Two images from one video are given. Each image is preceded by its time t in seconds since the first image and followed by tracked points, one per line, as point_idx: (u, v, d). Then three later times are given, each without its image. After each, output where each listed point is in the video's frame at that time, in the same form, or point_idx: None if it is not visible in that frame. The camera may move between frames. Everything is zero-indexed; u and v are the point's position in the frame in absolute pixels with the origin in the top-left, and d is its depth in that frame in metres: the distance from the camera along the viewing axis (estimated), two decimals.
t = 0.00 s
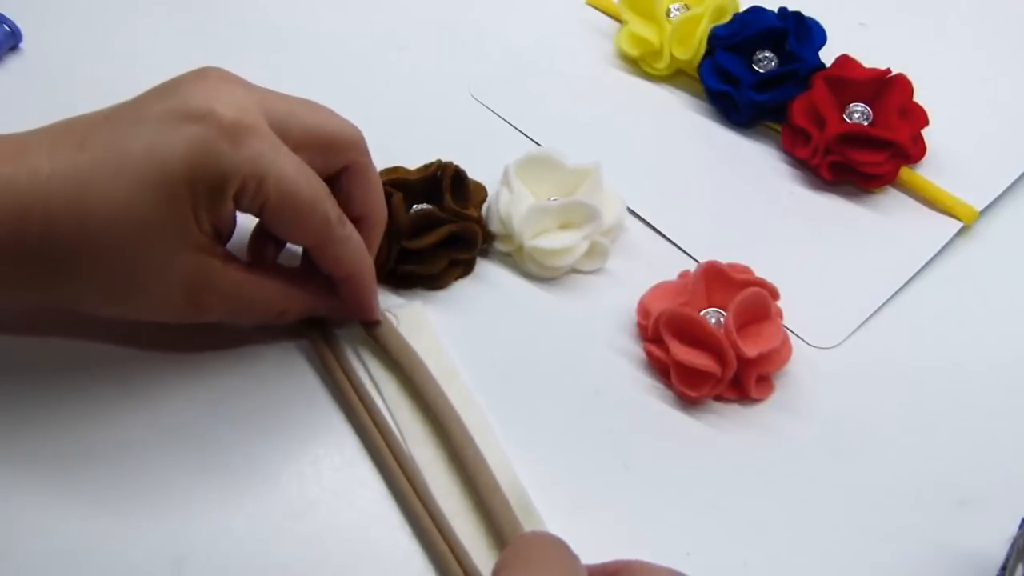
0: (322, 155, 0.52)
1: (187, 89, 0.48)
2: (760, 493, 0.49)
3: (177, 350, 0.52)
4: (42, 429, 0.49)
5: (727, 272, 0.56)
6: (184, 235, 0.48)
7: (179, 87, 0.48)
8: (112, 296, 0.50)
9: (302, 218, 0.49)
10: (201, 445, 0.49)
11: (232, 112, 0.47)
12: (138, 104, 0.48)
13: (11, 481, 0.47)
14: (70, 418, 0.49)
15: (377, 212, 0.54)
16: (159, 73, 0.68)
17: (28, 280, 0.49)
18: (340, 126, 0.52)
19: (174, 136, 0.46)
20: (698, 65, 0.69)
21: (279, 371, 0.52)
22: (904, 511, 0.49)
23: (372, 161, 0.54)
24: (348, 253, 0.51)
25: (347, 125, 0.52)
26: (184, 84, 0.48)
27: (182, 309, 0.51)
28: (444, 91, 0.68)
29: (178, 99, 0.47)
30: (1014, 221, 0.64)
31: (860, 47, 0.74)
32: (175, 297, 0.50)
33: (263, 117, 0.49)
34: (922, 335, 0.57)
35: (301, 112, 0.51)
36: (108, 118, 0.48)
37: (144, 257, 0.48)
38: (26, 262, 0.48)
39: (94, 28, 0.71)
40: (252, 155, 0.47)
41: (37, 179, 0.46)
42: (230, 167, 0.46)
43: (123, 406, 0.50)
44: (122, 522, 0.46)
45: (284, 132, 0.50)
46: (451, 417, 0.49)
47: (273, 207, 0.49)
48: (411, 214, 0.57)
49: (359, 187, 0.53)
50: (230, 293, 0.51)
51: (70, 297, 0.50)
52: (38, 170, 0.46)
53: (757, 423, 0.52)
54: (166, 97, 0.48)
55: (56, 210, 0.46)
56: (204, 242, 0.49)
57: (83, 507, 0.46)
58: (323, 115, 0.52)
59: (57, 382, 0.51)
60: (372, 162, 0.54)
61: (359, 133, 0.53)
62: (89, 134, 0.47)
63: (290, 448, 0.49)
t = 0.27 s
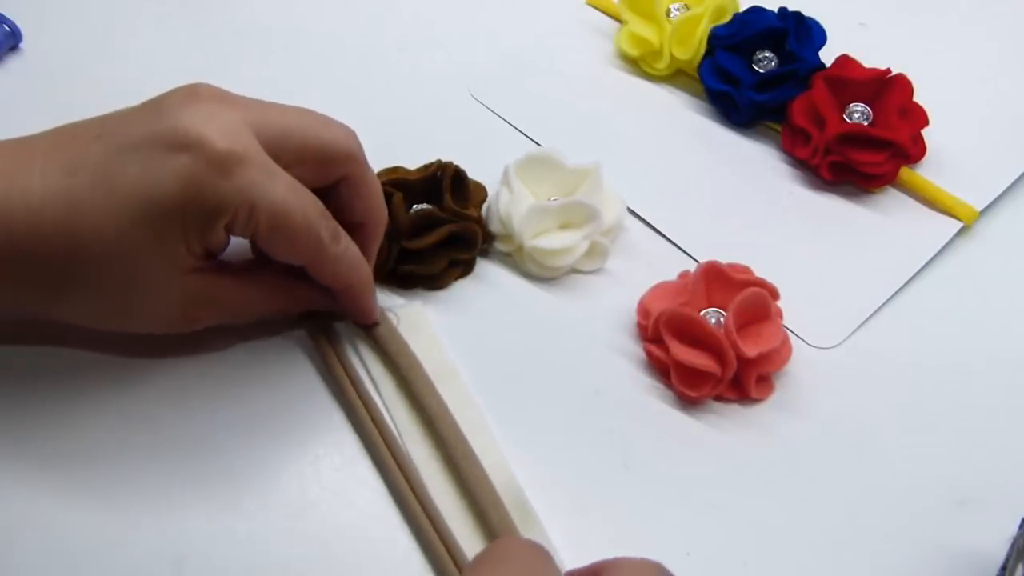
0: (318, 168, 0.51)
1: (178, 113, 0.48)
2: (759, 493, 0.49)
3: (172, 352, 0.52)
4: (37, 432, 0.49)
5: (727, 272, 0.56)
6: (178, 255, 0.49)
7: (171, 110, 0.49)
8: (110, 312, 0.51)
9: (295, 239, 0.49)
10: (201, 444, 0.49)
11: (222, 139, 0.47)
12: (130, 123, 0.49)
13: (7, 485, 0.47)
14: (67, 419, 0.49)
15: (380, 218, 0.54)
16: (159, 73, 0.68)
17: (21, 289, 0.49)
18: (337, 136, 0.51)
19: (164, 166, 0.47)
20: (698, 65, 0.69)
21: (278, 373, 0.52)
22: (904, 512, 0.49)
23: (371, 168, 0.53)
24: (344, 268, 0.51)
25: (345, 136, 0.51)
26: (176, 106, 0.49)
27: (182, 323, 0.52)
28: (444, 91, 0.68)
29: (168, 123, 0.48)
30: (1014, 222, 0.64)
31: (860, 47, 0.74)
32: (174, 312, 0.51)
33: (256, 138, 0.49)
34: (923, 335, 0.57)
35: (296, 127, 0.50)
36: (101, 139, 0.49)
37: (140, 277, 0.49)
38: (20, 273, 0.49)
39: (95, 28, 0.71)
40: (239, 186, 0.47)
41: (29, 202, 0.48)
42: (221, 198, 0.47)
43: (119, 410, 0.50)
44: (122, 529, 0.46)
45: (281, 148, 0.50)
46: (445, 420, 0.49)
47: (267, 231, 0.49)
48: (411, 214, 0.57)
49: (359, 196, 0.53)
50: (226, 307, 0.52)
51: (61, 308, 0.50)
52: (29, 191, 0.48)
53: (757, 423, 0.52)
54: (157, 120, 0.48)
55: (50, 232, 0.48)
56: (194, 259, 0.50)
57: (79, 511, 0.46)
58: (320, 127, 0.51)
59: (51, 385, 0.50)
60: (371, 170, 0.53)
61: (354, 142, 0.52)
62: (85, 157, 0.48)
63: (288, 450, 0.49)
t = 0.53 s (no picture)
0: (313, 175, 0.50)
1: (156, 141, 0.46)
2: (759, 493, 0.49)
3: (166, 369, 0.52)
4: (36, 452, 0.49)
5: (727, 273, 0.56)
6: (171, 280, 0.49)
7: (147, 130, 0.47)
8: (103, 333, 0.50)
9: (290, 258, 0.48)
10: (198, 455, 0.49)
11: (206, 170, 0.45)
12: (109, 143, 0.47)
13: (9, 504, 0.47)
14: (63, 438, 0.49)
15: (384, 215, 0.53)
16: (159, 73, 0.68)
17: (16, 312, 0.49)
18: (329, 143, 0.49)
19: (147, 201, 0.46)
20: (698, 65, 0.69)
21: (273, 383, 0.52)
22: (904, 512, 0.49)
23: (370, 166, 0.51)
24: (344, 275, 0.50)
25: (337, 141, 0.49)
26: (154, 130, 0.47)
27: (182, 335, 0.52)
28: (443, 92, 0.69)
29: (147, 151, 0.46)
30: (1014, 222, 0.64)
31: (861, 47, 0.74)
32: (172, 327, 0.51)
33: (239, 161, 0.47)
34: (923, 335, 0.57)
35: (284, 139, 0.48)
36: (81, 163, 0.48)
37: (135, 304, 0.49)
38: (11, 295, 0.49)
39: (94, 28, 0.71)
40: (226, 219, 0.45)
41: (14, 236, 0.47)
42: (205, 230, 0.46)
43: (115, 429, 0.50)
44: (126, 539, 0.46)
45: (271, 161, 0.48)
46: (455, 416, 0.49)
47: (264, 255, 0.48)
48: (411, 214, 0.57)
49: (359, 194, 0.51)
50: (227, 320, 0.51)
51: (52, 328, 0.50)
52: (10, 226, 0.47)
53: (757, 423, 0.52)
54: (136, 147, 0.47)
55: (38, 265, 0.47)
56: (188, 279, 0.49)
57: (82, 526, 0.46)
58: (310, 138, 0.49)
59: (49, 403, 0.50)
60: (369, 170, 0.51)
61: (348, 146, 0.50)
62: (65, 183, 0.47)
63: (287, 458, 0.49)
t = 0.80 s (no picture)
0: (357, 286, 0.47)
1: (203, 244, 0.44)
2: (759, 493, 0.49)
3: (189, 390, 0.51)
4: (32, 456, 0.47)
5: (727, 272, 0.56)
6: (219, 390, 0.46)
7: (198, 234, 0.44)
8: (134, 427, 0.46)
9: (335, 368, 0.45)
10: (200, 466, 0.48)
11: (250, 281, 0.43)
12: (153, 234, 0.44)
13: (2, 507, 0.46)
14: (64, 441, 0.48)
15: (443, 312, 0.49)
16: (159, 73, 0.68)
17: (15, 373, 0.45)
18: (379, 241, 0.45)
19: (190, 309, 0.43)
20: (698, 65, 0.69)
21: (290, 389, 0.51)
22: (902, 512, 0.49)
23: (426, 262, 0.47)
24: (396, 375, 0.47)
25: (388, 242, 0.45)
26: (202, 227, 0.44)
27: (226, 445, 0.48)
28: (443, 92, 0.68)
29: (192, 254, 0.43)
30: (1013, 222, 0.64)
31: (860, 47, 0.74)
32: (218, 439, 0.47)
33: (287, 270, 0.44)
34: (923, 335, 0.57)
35: (333, 242, 0.45)
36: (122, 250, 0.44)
37: (178, 415, 0.46)
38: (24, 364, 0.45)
39: (94, 28, 0.71)
40: (269, 331, 0.43)
41: (49, 327, 0.44)
42: (249, 346, 0.44)
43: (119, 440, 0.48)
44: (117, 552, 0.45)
45: (322, 266, 0.45)
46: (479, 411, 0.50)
47: (308, 356, 0.44)
48: (411, 215, 0.57)
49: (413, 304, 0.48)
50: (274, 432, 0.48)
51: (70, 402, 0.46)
52: (43, 309, 0.44)
53: (757, 423, 0.52)
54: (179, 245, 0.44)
55: (73, 356, 0.44)
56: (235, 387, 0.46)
57: (73, 537, 0.45)
58: (356, 238, 0.45)
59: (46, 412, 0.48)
60: (423, 267, 0.46)
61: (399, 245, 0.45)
62: (103, 273, 0.44)
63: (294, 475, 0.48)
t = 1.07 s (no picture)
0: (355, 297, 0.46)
1: (204, 261, 0.44)
2: (760, 493, 0.49)
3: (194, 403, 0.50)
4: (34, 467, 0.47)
5: (727, 272, 0.56)
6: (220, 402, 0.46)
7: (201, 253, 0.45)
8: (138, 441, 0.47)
9: (335, 382, 0.45)
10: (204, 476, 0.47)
11: (248, 296, 0.43)
12: (157, 254, 0.45)
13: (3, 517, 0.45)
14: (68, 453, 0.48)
15: (443, 324, 0.48)
16: (158, 73, 0.68)
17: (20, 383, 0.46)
18: (378, 254, 0.45)
19: (190, 323, 0.44)
20: (698, 65, 0.69)
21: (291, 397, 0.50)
22: (902, 511, 0.49)
23: (426, 275, 0.46)
24: (393, 391, 0.47)
25: (387, 256, 0.45)
26: (203, 245, 0.45)
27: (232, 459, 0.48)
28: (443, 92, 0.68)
29: (192, 270, 0.44)
30: (1013, 222, 0.64)
31: (860, 47, 0.74)
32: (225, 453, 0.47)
33: (286, 285, 0.44)
34: (923, 335, 0.57)
35: (331, 256, 0.44)
36: (126, 267, 0.45)
37: (181, 429, 0.46)
38: (29, 376, 0.45)
39: (94, 28, 0.71)
40: (266, 345, 0.43)
41: (54, 341, 0.45)
42: (246, 358, 0.44)
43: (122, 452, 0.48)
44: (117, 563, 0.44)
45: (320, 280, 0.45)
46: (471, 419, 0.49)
47: (307, 369, 0.44)
48: (411, 215, 0.57)
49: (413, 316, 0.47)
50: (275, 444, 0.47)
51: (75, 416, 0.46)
52: (50, 323, 0.45)
53: (757, 423, 0.52)
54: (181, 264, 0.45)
55: (76, 371, 0.45)
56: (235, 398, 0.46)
57: (74, 548, 0.45)
58: (354, 254, 0.44)
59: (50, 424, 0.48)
60: (422, 280, 0.46)
61: (397, 258, 0.45)
62: (108, 289, 0.45)
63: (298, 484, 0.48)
